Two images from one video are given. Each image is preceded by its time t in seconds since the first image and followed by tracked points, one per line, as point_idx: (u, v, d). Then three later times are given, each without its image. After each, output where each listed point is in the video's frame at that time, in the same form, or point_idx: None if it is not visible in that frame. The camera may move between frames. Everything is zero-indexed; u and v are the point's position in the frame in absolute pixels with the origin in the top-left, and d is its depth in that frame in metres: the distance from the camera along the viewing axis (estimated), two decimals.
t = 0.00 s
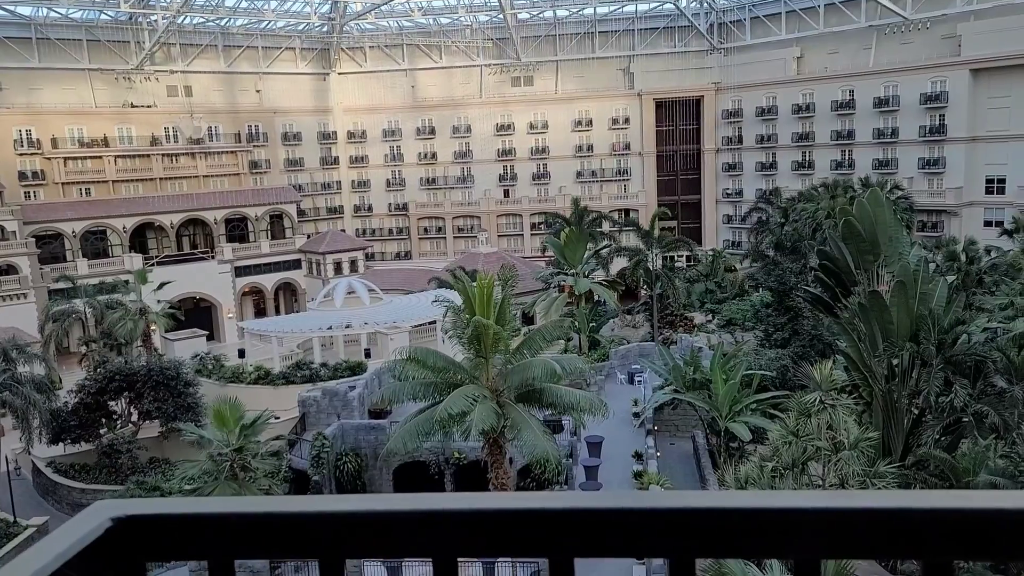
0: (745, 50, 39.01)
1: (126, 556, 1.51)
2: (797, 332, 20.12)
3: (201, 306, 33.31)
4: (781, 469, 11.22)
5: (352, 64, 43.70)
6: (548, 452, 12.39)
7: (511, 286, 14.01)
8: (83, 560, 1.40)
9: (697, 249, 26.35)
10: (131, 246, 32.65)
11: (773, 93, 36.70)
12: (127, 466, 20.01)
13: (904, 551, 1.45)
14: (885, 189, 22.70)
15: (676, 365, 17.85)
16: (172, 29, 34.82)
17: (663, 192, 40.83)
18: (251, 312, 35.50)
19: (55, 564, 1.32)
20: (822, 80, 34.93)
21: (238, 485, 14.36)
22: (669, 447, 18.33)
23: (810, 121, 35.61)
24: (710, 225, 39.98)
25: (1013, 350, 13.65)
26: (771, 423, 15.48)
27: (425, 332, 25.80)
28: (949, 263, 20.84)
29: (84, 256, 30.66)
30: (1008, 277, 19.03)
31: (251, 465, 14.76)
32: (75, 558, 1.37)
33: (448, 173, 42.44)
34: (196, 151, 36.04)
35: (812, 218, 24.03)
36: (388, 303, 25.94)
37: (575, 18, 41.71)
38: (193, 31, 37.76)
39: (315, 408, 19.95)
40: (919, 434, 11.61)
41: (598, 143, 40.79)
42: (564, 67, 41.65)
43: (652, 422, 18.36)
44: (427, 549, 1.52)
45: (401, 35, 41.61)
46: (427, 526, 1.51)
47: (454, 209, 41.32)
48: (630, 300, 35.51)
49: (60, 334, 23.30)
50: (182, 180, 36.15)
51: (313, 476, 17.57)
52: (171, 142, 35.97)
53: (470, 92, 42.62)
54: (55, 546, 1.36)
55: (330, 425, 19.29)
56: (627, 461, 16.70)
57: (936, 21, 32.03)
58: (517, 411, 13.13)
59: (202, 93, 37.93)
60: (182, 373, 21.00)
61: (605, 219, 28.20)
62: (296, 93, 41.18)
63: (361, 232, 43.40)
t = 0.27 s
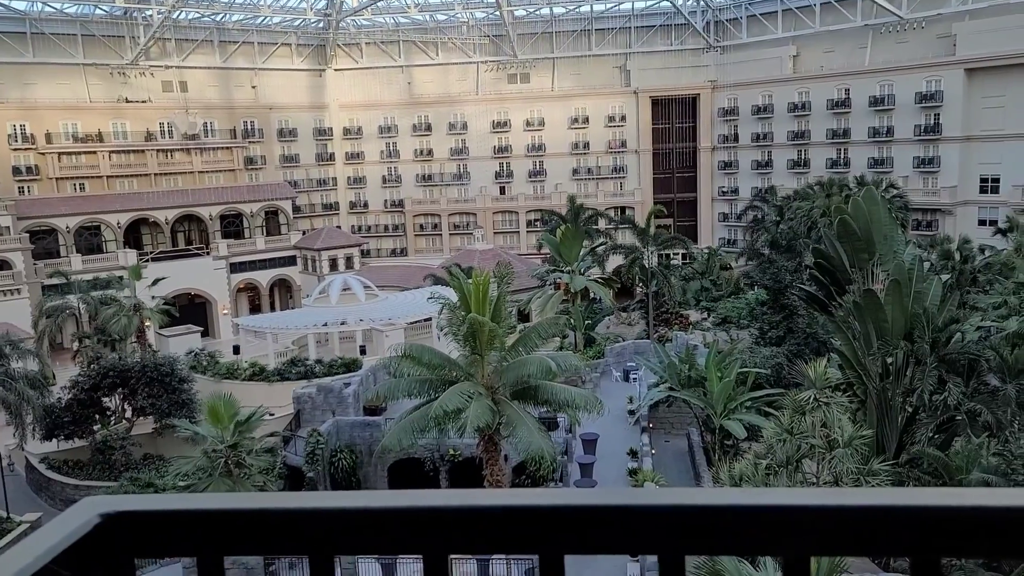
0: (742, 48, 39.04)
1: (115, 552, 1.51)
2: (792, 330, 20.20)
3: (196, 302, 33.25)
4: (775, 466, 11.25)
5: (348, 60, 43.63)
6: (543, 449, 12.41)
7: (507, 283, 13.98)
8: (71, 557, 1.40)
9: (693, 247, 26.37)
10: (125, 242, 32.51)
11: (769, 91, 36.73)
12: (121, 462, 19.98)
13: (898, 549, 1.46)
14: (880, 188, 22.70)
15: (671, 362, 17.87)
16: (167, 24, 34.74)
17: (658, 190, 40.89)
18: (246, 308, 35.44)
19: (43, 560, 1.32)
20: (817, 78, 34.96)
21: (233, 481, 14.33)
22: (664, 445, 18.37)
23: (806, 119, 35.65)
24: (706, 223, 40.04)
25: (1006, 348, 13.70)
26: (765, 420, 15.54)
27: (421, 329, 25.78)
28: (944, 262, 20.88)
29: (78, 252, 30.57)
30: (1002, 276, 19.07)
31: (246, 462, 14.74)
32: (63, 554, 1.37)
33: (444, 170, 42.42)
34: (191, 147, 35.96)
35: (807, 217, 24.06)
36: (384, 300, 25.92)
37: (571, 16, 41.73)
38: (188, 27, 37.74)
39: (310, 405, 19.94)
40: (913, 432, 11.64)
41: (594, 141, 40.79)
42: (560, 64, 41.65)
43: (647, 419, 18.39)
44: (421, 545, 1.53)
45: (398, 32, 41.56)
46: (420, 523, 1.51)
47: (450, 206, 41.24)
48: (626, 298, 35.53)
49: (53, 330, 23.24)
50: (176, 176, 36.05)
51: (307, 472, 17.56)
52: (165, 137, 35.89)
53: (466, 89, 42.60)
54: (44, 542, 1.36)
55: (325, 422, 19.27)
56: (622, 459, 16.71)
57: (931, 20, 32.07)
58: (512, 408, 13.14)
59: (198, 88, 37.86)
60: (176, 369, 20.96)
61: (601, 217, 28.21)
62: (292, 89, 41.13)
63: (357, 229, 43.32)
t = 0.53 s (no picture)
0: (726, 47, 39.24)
1: (88, 553, 1.51)
2: (776, 328, 20.40)
3: (179, 300, 33.00)
4: (758, 464, 11.32)
5: (333, 57, 43.43)
6: (527, 446, 12.41)
7: (492, 280, 13.97)
8: (43, 557, 1.40)
9: (677, 245, 26.47)
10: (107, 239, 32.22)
11: (753, 90, 36.92)
12: (102, 461, 19.80)
13: (873, 548, 1.46)
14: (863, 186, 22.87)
15: (656, 360, 17.94)
16: (149, 19, 34.43)
17: (643, 188, 41.10)
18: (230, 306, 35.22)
19: (14, 560, 1.33)
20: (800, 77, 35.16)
21: (215, 480, 14.24)
22: (649, 442, 18.45)
23: (789, 119, 35.86)
24: (690, 222, 40.25)
25: (986, 346, 13.86)
26: (749, 417, 15.65)
27: (406, 326, 25.74)
28: (925, 261, 21.07)
29: (59, 249, 30.22)
30: (983, 275, 19.27)
31: (229, 460, 14.65)
32: (35, 554, 1.38)
33: (429, 168, 42.38)
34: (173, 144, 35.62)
35: (791, 215, 24.20)
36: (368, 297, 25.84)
37: (556, 13, 41.77)
38: (171, 22, 37.42)
39: (293, 403, 19.87)
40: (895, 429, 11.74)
41: (580, 139, 40.86)
42: (545, 62, 41.70)
43: (632, 417, 18.46)
44: (398, 546, 1.52)
45: (382, 28, 41.43)
46: (397, 524, 1.50)
47: (435, 203, 41.15)
48: (611, 296, 35.60)
49: (33, 328, 23.00)
50: (158, 172, 35.28)
51: (291, 471, 17.50)
52: (147, 133, 35.57)
53: (451, 86, 42.56)
54: (15, 541, 1.37)
55: (309, 420, 19.20)
56: (607, 456, 16.78)
57: (913, 20, 32.36)
58: (497, 406, 13.16)
59: (180, 84, 37.57)
60: (158, 367, 20.79)
61: (586, 214, 28.26)
62: (276, 86, 40.91)
63: (341, 227, 43.17)
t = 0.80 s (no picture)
0: (699, 48, 39.52)
1: (47, 557, 1.54)
2: (748, 327, 20.64)
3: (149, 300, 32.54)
4: (732, 462, 11.43)
5: (307, 55, 43.06)
6: (503, 446, 12.39)
7: (467, 280, 13.94)
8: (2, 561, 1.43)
9: (651, 244, 26.61)
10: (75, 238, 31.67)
11: (727, 91, 37.19)
12: (70, 464, 19.45)
13: (825, 544, 1.56)
14: (834, 187, 23.15)
15: (631, 359, 18.04)
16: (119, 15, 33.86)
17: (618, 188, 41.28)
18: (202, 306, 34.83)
19: None
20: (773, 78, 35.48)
21: (186, 482, 14.05)
22: (624, 441, 18.54)
23: (762, 119, 36.15)
24: (665, 221, 40.53)
25: (955, 344, 14.12)
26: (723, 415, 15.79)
27: (380, 326, 25.64)
28: (895, 260, 21.39)
29: (26, 248, 29.63)
30: (951, 274, 19.59)
31: (200, 462, 14.48)
32: None
33: (404, 167, 42.21)
34: (143, 141, 35.08)
35: (764, 215, 24.43)
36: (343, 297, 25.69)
37: (531, 13, 41.80)
38: (141, 18, 36.84)
39: (267, 404, 19.69)
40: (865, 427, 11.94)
41: (555, 138, 40.92)
42: (520, 62, 41.72)
43: (606, 416, 18.54)
44: (376, 547, 1.58)
45: (356, 26, 41.15)
46: (375, 526, 1.57)
47: (410, 203, 41.02)
48: (586, 295, 35.71)
49: None
50: (128, 171, 34.83)
51: (264, 472, 17.35)
52: (117, 131, 34.96)
53: (426, 85, 42.43)
54: None
55: (282, 421, 19.04)
56: (582, 455, 16.84)
57: (883, 23, 32.85)
58: (473, 406, 13.11)
59: (151, 81, 37.00)
60: (128, 369, 20.48)
61: (561, 214, 28.33)
62: (248, 83, 40.48)
63: (315, 226, 42.85)
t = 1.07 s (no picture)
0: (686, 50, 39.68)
1: (32, 561, 1.53)
2: (735, 328, 20.73)
3: (135, 303, 32.31)
4: (719, 462, 11.44)
5: (294, 57, 42.90)
6: (491, 448, 12.37)
7: (455, 282, 13.91)
8: None
9: (639, 246, 26.68)
10: (60, 241, 31.40)
11: (713, 93, 37.37)
12: (55, 469, 19.28)
13: (813, 546, 1.56)
14: (820, 188, 23.28)
15: (619, 360, 18.06)
16: (104, 17, 33.62)
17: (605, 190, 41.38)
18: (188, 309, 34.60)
19: None
20: (759, 81, 35.66)
21: (173, 486, 13.95)
22: (611, 442, 18.54)
23: (748, 121, 36.32)
24: (652, 223, 40.68)
25: (939, 345, 14.21)
26: (710, 416, 15.82)
27: (367, 328, 25.56)
28: (880, 261, 21.52)
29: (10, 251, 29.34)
30: (935, 275, 19.72)
31: (187, 466, 14.38)
32: None
33: (391, 169, 42.13)
34: (129, 144, 34.83)
35: (750, 217, 24.50)
36: (329, 299, 25.57)
37: (518, 15, 41.83)
38: (126, 20, 36.58)
39: (254, 406, 19.51)
40: (852, 427, 11.97)
41: (542, 141, 40.97)
42: (508, 64, 41.75)
43: (594, 418, 18.53)
44: (362, 553, 1.56)
45: (343, 29, 41.02)
46: (361, 532, 1.55)
47: (397, 205, 40.96)
48: (574, 296, 35.74)
49: None
50: (113, 174, 34.50)
51: (252, 476, 17.26)
52: (102, 133, 34.70)
53: (413, 87, 42.39)
54: None
55: (269, 424, 18.92)
56: (570, 457, 16.82)
57: (867, 26, 33.09)
58: (460, 408, 13.08)
59: (136, 84, 36.72)
60: (113, 372, 20.31)
61: (548, 216, 28.35)
62: (234, 85, 40.28)
63: (302, 228, 42.68)
